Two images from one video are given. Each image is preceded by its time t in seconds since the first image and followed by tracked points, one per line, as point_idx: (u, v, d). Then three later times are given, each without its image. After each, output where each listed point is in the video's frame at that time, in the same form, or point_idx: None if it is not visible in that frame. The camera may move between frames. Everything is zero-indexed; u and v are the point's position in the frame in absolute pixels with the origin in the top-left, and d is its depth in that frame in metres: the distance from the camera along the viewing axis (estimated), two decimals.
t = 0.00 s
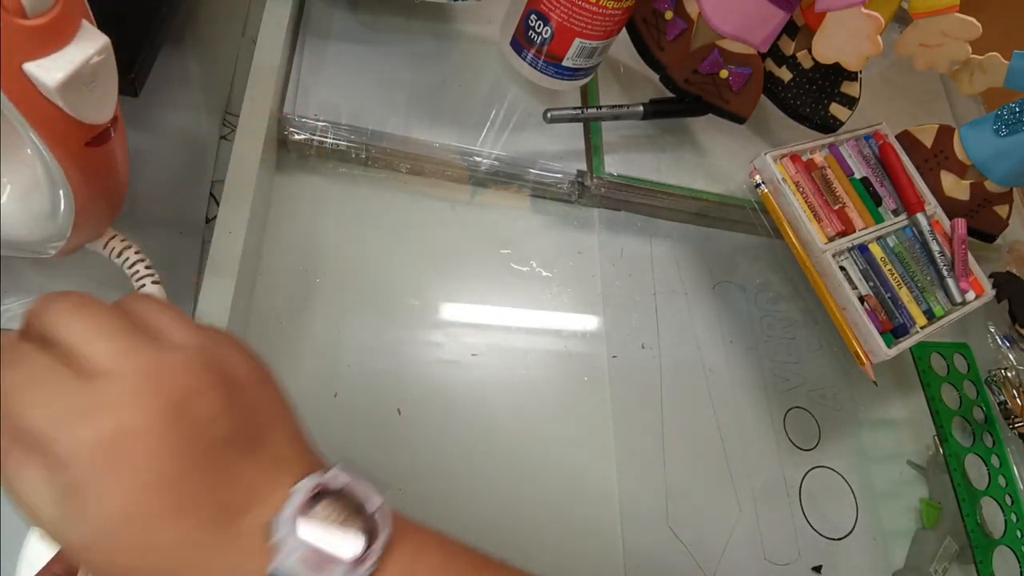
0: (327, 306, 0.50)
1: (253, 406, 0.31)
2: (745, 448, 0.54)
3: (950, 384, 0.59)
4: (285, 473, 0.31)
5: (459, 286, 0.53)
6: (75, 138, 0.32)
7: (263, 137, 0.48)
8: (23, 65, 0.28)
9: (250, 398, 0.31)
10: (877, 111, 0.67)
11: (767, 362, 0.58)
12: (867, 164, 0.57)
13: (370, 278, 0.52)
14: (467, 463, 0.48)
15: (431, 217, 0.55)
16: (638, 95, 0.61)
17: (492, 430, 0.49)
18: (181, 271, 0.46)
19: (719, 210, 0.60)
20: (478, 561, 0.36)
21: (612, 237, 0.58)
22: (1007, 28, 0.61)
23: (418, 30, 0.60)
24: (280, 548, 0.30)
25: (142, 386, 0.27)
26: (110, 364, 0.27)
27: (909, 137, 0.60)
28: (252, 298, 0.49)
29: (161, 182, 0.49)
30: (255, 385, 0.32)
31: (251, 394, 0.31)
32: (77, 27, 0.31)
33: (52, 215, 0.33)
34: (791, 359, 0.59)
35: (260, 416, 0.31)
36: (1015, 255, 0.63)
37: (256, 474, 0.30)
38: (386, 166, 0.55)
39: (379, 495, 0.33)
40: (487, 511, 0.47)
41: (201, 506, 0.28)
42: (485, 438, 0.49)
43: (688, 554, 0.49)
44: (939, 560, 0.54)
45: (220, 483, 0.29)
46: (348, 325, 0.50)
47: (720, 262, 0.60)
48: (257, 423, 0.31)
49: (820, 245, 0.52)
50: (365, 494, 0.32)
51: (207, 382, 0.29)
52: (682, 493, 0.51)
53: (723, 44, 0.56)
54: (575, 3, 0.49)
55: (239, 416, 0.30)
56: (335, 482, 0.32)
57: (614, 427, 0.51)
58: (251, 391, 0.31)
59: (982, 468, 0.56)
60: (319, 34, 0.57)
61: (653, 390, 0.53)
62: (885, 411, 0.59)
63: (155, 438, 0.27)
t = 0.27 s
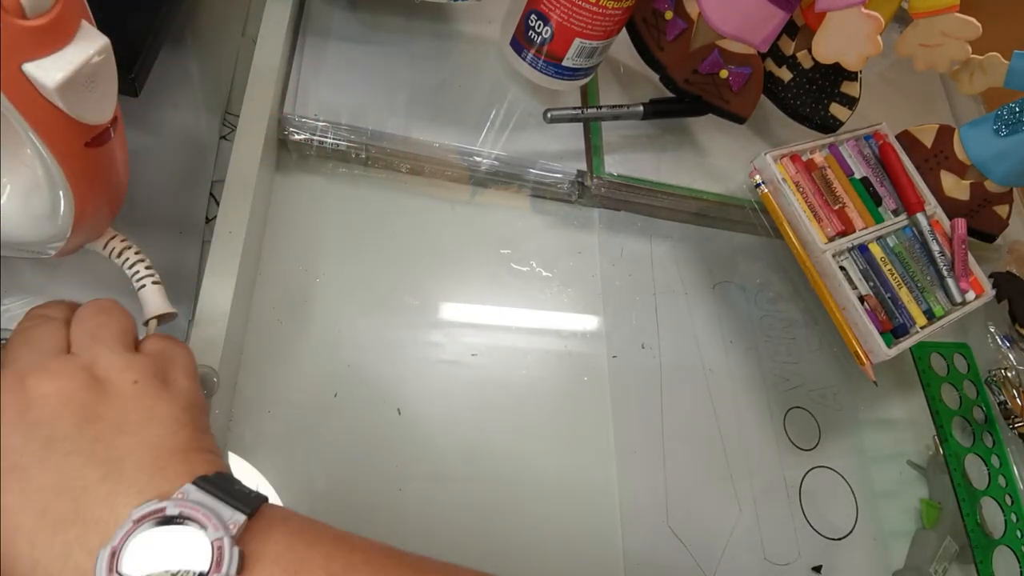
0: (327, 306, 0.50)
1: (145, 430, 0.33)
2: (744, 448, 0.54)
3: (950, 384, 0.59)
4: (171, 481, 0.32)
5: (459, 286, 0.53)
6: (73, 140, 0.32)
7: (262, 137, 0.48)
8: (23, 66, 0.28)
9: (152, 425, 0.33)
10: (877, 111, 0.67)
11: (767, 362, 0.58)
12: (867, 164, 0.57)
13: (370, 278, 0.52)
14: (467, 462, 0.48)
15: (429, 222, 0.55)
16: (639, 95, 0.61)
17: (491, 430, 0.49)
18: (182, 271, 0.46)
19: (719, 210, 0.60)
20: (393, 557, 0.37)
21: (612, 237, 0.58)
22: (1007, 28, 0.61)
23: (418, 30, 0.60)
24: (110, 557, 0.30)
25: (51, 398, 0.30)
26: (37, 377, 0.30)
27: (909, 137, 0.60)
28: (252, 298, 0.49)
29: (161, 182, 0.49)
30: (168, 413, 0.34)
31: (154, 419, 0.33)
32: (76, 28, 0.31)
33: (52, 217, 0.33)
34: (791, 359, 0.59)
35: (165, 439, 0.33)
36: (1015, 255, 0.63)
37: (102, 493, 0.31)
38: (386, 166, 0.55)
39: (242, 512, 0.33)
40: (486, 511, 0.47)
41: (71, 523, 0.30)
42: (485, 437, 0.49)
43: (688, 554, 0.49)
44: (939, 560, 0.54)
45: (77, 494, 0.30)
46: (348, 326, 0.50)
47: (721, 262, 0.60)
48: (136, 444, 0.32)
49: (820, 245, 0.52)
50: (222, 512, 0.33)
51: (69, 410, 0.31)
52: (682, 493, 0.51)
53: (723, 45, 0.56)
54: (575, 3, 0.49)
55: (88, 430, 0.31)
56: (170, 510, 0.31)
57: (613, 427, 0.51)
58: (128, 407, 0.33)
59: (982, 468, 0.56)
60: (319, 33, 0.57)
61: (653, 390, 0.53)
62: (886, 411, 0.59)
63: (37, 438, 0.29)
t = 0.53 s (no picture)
0: (326, 306, 0.50)
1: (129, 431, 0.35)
2: (744, 448, 0.54)
3: (949, 384, 0.59)
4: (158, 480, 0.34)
5: (459, 286, 0.53)
6: (73, 142, 0.32)
7: (261, 137, 0.48)
8: (23, 66, 0.28)
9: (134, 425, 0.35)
10: (877, 111, 0.67)
11: (767, 362, 0.58)
12: (867, 164, 0.57)
13: (370, 279, 0.52)
14: (467, 462, 0.48)
15: (430, 222, 0.55)
16: (639, 95, 0.61)
17: (491, 431, 0.49)
18: (181, 272, 0.46)
19: (719, 210, 0.60)
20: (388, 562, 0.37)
21: (612, 238, 0.58)
22: (1007, 28, 0.61)
23: (418, 30, 0.60)
24: (100, 555, 0.31)
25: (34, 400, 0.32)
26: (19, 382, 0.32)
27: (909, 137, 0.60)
28: (252, 298, 0.49)
29: (160, 182, 0.49)
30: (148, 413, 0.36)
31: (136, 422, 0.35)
32: (76, 29, 0.31)
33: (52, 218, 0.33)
34: (791, 359, 0.59)
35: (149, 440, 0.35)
36: (1015, 255, 0.63)
37: (90, 493, 0.32)
38: (386, 166, 0.55)
39: (234, 509, 0.34)
40: (486, 511, 0.47)
41: (60, 523, 0.31)
42: (485, 438, 0.49)
43: (688, 554, 0.49)
44: (939, 560, 0.54)
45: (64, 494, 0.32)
46: (347, 326, 0.50)
47: (721, 262, 0.60)
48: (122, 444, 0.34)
49: (820, 245, 0.52)
50: (213, 510, 0.34)
51: (51, 411, 0.33)
52: (681, 493, 0.51)
53: (724, 45, 0.56)
54: (575, 3, 0.49)
55: (73, 430, 0.33)
56: (160, 508, 0.32)
57: (613, 427, 0.51)
58: (110, 410, 0.35)
59: (982, 468, 0.56)
60: (318, 33, 0.57)
61: (653, 390, 0.53)
62: (886, 411, 0.59)
63: (21, 443, 0.31)
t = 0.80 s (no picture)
0: (326, 306, 0.50)
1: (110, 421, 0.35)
2: (744, 448, 0.54)
3: (949, 384, 0.59)
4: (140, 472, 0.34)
5: (459, 286, 0.53)
6: (73, 142, 0.32)
7: (261, 137, 0.48)
8: (23, 66, 0.28)
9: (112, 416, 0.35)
10: (877, 111, 0.67)
11: (767, 362, 0.58)
12: (867, 164, 0.57)
13: (370, 280, 0.52)
14: (466, 461, 0.48)
15: (431, 222, 0.55)
16: (639, 95, 0.61)
17: (491, 431, 0.49)
18: (181, 272, 0.46)
19: (719, 210, 0.60)
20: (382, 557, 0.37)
21: (612, 238, 0.58)
22: (1007, 28, 0.61)
23: (418, 29, 0.60)
24: (80, 542, 0.31)
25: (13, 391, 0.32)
26: None
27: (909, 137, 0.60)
28: (252, 298, 0.49)
29: (160, 182, 0.49)
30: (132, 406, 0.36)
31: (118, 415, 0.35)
32: (76, 29, 0.31)
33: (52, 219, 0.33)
34: (791, 359, 0.59)
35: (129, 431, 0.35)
36: (1015, 255, 0.63)
37: (71, 482, 0.33)
38: (386, 166, 0.55)
39: (220, 495, 0.34)
40: (486, 511, 0.47)
41: (39, 514, 0.32)
42: (485, 437, 0.49)
43: (688, 554, 0.49)
44: (939, 560, 0.54)
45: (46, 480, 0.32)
46: (348, 326, 0.50)
47: (721, 262, 0.60)
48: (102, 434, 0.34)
49: (820, 245, 0.52)
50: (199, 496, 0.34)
51: (36, 401, 0.33)
52: (681, 493, 0.51)
53: (724, 45, 0.56)
54: (575, 3, 0.49)
55: (55, 421, 0.33)
56: (144, 494, 0.33)
57: (613, 428, 0.51)
58: (92, 402, 0.35)
59: (982, 468, 0.56)
60: (318, 33, 0.57)
61: (653, 390, 0.53)
62: (886, 411, 0.59)
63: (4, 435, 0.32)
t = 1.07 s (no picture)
0: (326, 306, 0.50)
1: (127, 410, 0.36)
2: (744, 448, 0.54)
3: (949, 384, 0.59)
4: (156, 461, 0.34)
5: (459, 286, 0.53)
6: (73, 142, 0.32)
7: (261, 137, 0.48)
8: (23, 66, 0.28)
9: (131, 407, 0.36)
10: (878, 111, 0.67)
11: (767, 362, 0.58)
12: (867, 164, 0.57)
13: (371, 280, 0.52)
14: (467, 461, 0.48)
15: (430, 222, 0.55)
16: (639, 95, 0.61)
17: (491, 430, 0.49)
18: (181, 272, 0.46)
19: (719, 210, 0.60)
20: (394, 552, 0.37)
21: (612, 238, 0.58)
22: (1007, 28, 0.61)
23: (418, 29, 0.60)
24: (102, 527, 0.31)
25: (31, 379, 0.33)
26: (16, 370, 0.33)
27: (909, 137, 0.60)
28: (252, 298, 0.49)
29: (160, 182, 0.49)
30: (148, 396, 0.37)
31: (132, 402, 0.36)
32: (76, 29, 0.31)
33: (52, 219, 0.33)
34: (791, 359, 0.59)
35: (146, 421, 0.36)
36: (1015, 255, 0.63)
37: (90, 469, 0.33)
38: (386, 166, 0.55)
39: (238, 483, 0.35)
40: (486, 510, 0.47)
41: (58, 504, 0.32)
42: (486, 437, 0.49)
43: (688, 554, 0.49)
44: (939, 560, 0.54)
45: (65, 466, 0.33)
46: (348, 326, 0.50)
47: (721, 262, 0.60)
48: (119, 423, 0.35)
49: (820, 245, 0.52)
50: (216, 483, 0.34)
51: (51, 394, 0.33)
52: (681, 493, 0.51)
53: (724, 45, 0.56)
54: (575, 3, 0.49)
55: (70, 411, 0.34)
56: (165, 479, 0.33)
57: (612, 428, 0.51)
58: (106, 393, 0.36)
59: (982, 468, 0.56)
60: (319, 33, 0.57)
61: (654, 390, 0.53)
62: (886, 411, 0.59)
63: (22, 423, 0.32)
